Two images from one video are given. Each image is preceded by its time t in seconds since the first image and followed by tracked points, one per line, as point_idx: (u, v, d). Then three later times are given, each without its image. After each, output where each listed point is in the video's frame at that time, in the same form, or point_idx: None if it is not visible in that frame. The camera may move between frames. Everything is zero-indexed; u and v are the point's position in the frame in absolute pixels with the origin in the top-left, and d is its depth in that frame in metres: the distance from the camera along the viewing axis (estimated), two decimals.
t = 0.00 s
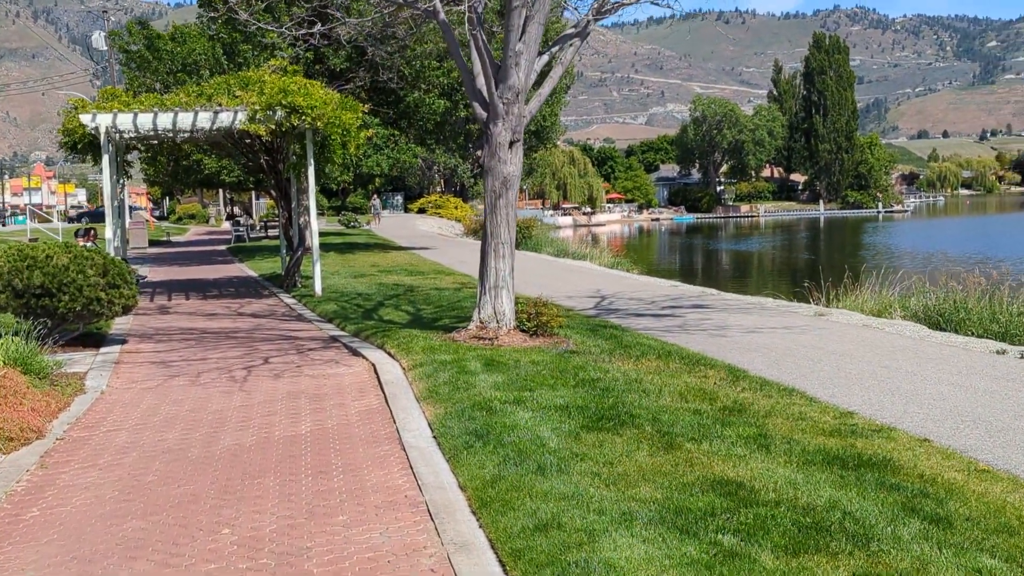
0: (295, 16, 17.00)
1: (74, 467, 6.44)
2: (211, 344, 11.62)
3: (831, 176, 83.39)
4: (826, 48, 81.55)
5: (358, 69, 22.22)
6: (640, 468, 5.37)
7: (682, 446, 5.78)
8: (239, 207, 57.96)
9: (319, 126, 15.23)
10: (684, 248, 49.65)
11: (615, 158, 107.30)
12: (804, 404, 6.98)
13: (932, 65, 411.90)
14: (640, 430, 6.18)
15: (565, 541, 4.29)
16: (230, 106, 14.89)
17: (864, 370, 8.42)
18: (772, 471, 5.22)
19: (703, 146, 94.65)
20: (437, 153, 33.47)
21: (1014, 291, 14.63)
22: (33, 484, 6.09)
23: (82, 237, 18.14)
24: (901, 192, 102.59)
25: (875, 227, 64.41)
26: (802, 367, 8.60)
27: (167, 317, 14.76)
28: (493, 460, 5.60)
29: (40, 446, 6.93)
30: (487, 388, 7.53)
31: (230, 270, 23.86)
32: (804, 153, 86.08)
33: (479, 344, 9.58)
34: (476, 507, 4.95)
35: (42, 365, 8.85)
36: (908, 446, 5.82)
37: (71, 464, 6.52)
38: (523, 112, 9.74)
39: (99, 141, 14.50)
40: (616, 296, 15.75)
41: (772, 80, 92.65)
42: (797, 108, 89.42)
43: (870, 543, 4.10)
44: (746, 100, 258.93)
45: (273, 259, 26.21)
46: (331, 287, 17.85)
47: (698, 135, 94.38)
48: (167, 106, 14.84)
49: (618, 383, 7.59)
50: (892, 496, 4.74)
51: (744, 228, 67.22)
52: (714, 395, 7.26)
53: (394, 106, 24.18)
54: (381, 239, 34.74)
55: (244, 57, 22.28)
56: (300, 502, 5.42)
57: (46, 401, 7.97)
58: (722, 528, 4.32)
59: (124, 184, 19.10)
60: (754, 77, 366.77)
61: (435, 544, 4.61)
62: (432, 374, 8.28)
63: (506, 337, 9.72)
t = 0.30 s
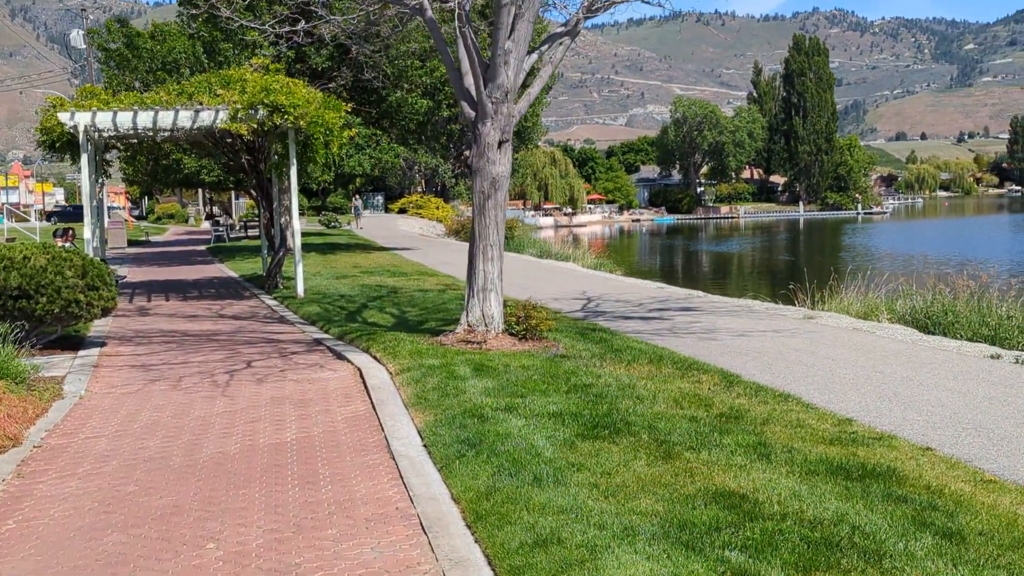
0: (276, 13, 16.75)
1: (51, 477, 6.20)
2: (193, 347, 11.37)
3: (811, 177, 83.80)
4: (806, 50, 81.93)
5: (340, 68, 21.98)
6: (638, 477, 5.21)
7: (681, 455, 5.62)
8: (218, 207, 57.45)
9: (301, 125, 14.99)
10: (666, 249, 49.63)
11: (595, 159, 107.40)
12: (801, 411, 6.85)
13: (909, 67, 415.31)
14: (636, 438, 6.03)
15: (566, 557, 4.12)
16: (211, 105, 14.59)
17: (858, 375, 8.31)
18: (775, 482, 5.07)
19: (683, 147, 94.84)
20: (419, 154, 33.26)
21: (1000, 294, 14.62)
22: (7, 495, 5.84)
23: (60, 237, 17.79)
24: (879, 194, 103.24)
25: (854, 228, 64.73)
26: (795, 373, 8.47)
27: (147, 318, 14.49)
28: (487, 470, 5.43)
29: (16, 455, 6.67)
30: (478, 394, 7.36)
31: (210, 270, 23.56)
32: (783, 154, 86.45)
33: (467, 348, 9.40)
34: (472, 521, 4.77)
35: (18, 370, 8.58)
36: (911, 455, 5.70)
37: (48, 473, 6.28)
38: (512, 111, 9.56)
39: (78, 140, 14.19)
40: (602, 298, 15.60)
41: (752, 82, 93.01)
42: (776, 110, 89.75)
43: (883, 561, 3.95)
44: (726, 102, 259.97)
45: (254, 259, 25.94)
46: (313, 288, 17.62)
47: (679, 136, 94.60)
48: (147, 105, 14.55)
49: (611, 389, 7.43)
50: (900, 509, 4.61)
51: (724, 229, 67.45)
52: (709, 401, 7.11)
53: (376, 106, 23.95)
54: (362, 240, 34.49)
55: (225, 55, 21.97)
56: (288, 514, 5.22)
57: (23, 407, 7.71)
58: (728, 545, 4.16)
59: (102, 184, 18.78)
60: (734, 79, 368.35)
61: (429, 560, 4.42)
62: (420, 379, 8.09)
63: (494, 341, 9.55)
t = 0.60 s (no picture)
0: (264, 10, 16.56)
1: (33, 484, 6.00)
2: (179, 348, 11.16)
3: (798, 177, 84.02)
4: (793, 50, 82.13)
5: (328, 66, 21.80)
6: (638, 485, 5.06)
7: (681, 462, 5.48)
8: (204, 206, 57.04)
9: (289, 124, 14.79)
10: (653, 248, 49.58)
11: (582, 158, 107.34)
12: (801, 416, 6.73)
13: (894, 68, 417.29)
14: (635, 443, 5.88)
15: (569, 571, 3.97)
16: (197, 104, 14.37)
17: (857, 378, 8.19)
18: (781, 490, 4.94)
19: (670, 147, 94.89)
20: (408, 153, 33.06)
21: (993, 294, 14.55)
22: None
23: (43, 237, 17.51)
24: (866, 195, 103.57)
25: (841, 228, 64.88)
26: (794, 375, 8.34)
27: (133, 319, 14.25)
28: (482, 477, 5.27)
29: None
30: (471, 397, 7.19)
31: (196, 270, 23.32)
32: (770, 154, 86.62)
33: (459, 350, 9.24)
34: (469, 530, 4.62)
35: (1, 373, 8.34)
36: (916, 461, 5.58)
37: (30, 480, 6.07)
38: (504, 110, 9.41)
39: (63, 139, 13.96)
40: (594, 299, 15.45)
41: (740, 82, 93.18)
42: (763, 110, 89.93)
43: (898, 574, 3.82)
44: (712, 101, 260.65)
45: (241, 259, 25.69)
46: (301, 289, 17.42)
47: (666, 136, 94.64)
48: (133, 103, 14.30)
49: (607, 393, 7.28)
50: (910, 518, 4.48)
51: (712, 228, 67.53)
52: (708, 405, 6.97)
53: (363, 105, 23.74)
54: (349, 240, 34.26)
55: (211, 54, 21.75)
56: (278, 524, 5.04)
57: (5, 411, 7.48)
58: (737, 557, 4.02)
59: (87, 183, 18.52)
60: (720, 79, 369.14)
61: (426, 573, 4.26)
62: (412, 382, 7.93)
63: (486, 343, 9.39)
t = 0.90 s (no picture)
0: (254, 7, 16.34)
1: (15, 491, 5.78)
2: (168, 350, 10.94)
3: (789, 177, 84.18)
4: (785, 50, 82.11)
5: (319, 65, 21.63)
6: (641, 495, 4.89)
7: (685, 470, 5.31)
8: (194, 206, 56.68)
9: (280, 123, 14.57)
10: (645, 248, 49.46)
11: (574, 158, 107.21)
12: (804, 421, 6.59)
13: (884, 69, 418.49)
14: (636, 449, 5.72)
15: None
16: (187, 102, 14.13)
17: (859, 381, 8.06)
18: (788, 500, 4.78)
19: (662, 147, 94.82)
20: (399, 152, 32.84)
21: (991, 295, 14.46)
22: None
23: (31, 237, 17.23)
24: (857, 195, 103.68)
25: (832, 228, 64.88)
26: (795, 379, 8.19)
27: (121, 320, 14.02)
28: (479, 486, 5.09)
29: None
30: (466, 402, 7.01)
31: (185, 270, 23.07)
32: (761, 154, 86.60)
33: (452, 353, 9.06)
34: (466, 543, 4.44)
35: None
36: (926, 468, 5.44)
37: (13, 487, 5.86)
38: (500, 107, 9.22)
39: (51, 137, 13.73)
40: (589, 300, 15.28)
41: (731, 82, 93.18)
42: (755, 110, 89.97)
43: None
44: (703, 101, 260.92)
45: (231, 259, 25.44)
46: (292, 289, 17.21)
47: (658, 135, 94.56)
48: (122, 101, 14.06)
49: (606, 397, 7.11)
50: (925, 530, 4.33)
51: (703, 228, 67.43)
52: (710, 410, 6.80)
53: (355, 104, 23.53)
54: (340, 240, 34.03)
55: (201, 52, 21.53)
56: (269, 534, 4.85)
57: None
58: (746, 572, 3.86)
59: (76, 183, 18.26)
60: (711, 79, 369.62)
61: None
62: (405, 385, 7.75)
63: (480, 345, 9.21)
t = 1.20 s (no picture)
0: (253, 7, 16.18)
1: (7, 501, 5.62)
2: (166, 355, 10.77)
3: (788, 178, 84.32)
4: (783, 50, 81.98)
5: (318, 65, 21.49)
6: (651, 509, 4.74)
7: (695, 482, 5.17)
8: (191, 207, 56.43)
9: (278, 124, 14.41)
10: (643, 249, 49.30)
11: (571, 159, 107.10)
12: (815, 431, 6.46)
13: (882, 69, 418.63)
14: (646, 460, 5.57)
15: None
16: (184, 103, 13.96)
17: (868, 388, 7.92)
18: (804, 514, 4.63)
19: (660, 148, 94.68)
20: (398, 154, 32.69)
21: (997, 298, 14.34)
22: None
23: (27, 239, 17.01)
24: (856, 195, 103.61)
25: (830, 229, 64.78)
26: (802, 387, 8.05)
27: (118, 324, 13.84)
28: (484, 500, 4.93)
29: None
30: (469, 410, 6.85)
31: (183, 272, 22.92)
32: (760, 155, 86.43)
33: (453, 359, 8.90)
34: (471, 560, 4.29)
35: None
36: (943, 480, 5.30)
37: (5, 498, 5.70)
38: (502, 109, 9.07)
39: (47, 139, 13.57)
40: (590, 304, 15.12)
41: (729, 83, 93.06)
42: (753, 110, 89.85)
43: None
44: (701, 102, 260.77)
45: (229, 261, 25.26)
46: (290, 292, 17.07)
47: (656, 136, 94.41)
48: (118, 103, 13.89)
49: (612, 405, 6.97)
50: (946, 547, 4.19)
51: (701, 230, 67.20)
52: (718, 419, 6.66)
53: (353, 105, 23.38)
54: (339, 241, 33.88)
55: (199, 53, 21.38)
56: (267, 551, 4.69)
57: None
58: None
59: (72, 185, 18.10)
60: (708, 80, 369.56)
61: None
62: (407, 393, 7.60)
63: (482, 351, 9.06)
